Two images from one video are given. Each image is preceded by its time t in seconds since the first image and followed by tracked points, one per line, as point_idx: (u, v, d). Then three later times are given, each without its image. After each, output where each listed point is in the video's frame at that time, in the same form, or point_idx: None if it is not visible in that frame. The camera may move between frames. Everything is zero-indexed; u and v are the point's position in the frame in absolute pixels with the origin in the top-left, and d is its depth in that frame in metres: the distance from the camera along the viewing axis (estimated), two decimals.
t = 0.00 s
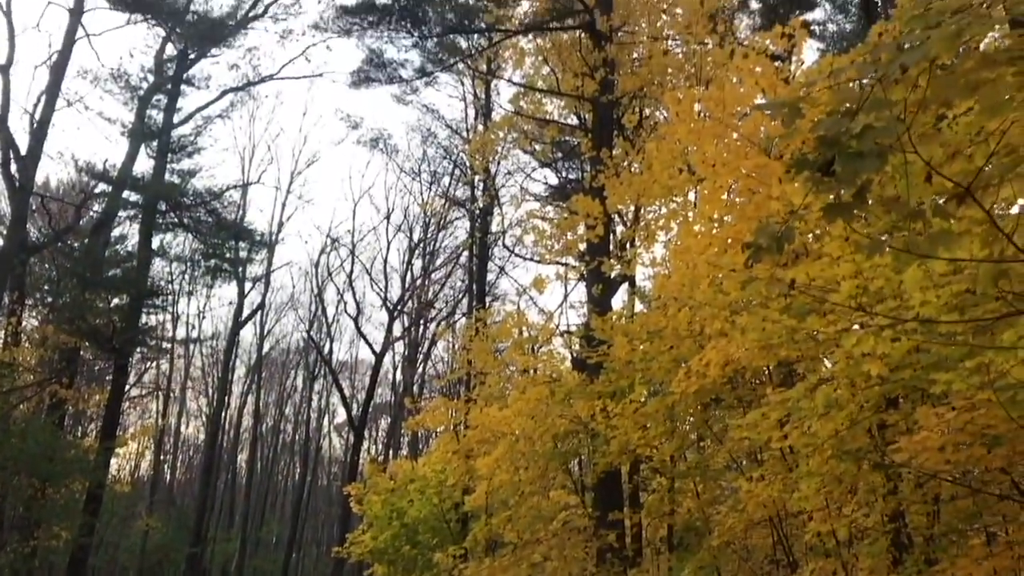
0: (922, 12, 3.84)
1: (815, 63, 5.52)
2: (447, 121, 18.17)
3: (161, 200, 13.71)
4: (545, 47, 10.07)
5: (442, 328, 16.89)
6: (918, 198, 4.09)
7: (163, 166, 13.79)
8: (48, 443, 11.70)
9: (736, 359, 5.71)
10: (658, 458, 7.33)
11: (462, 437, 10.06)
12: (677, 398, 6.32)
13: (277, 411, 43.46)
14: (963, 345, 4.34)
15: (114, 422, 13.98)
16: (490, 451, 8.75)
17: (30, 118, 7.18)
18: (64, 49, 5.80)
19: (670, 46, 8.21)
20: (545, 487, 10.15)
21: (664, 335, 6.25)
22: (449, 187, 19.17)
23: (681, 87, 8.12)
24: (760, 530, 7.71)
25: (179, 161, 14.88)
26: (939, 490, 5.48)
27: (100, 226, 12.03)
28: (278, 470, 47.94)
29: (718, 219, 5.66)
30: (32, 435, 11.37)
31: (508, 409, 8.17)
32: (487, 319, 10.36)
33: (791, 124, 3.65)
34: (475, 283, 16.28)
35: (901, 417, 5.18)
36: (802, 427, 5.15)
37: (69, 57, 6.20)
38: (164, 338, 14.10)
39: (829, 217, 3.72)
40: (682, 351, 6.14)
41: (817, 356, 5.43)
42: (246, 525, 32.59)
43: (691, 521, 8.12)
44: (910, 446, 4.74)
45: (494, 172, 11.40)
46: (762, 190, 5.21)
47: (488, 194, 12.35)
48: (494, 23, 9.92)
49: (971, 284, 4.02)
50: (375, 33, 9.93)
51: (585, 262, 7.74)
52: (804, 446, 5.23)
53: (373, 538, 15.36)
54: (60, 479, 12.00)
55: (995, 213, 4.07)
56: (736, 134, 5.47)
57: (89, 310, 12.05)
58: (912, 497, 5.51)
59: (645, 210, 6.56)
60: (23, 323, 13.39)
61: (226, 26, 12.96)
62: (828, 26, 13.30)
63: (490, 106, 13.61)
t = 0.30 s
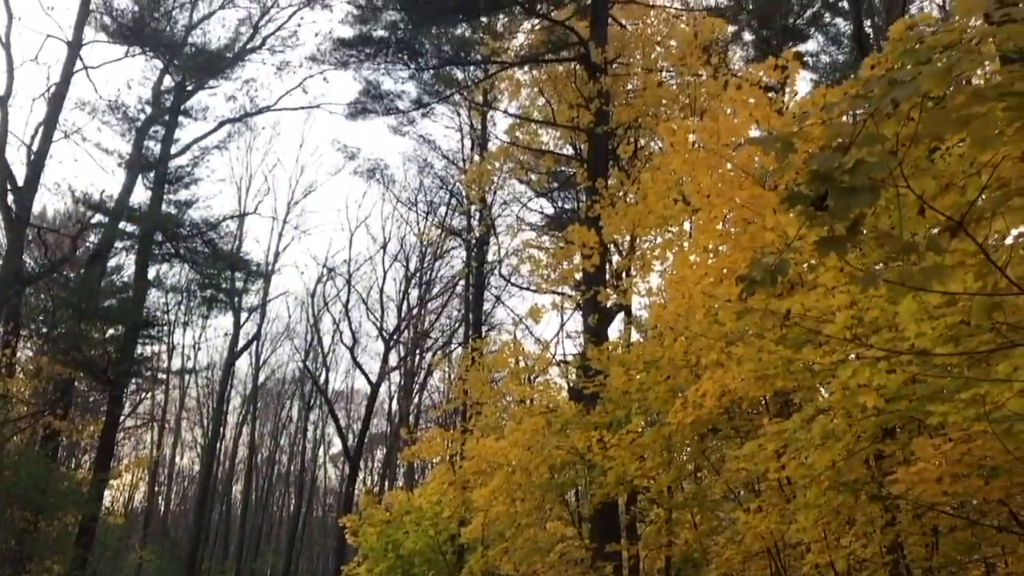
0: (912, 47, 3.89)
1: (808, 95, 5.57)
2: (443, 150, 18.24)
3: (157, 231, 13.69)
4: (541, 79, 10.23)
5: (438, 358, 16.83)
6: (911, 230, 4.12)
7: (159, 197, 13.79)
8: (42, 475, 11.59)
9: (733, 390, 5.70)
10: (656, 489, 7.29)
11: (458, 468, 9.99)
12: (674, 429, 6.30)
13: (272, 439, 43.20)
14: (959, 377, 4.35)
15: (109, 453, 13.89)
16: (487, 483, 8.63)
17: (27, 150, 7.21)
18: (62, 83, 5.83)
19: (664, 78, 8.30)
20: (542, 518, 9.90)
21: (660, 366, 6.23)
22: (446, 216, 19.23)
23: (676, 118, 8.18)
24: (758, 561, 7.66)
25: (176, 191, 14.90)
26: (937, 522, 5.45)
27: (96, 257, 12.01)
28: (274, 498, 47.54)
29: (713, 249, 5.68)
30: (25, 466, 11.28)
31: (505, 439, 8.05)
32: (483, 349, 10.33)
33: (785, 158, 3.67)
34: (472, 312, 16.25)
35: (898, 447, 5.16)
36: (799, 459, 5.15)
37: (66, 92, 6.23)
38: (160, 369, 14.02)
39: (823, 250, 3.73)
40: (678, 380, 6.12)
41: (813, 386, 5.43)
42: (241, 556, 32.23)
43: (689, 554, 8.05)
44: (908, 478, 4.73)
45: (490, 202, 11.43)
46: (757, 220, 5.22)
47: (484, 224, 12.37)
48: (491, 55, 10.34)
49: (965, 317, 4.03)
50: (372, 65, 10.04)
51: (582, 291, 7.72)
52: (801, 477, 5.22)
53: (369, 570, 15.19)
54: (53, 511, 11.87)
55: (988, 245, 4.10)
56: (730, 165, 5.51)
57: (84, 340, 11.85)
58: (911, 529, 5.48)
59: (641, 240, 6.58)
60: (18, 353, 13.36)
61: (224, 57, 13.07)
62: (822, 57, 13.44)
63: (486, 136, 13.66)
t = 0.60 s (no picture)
0: (904, 79, 3.93)
1: (802, 123, 5.61)
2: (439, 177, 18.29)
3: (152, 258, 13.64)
4: (537, 106, 10.32)
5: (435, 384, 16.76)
6: (906, 258, 4.14)
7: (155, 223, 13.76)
8: (34, 503, 11.49)
9: (729, 417, 5.69)
10: (653, 517, 7.25)
11: (454, 496, 9.94)
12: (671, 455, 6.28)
13: (268, 465, 42.93)
14: (955, 405, 4.36)
15: (102, 481, 13.79)
16: (483, 511, 8.59)
17: (24, 175, 7.21)
18: (59, 111, 5.85)
19: (659, 106, 8.37)
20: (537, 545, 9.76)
21: (656, 392, 6.24)
22: (442, 242, 19.25)
23: (671, 145, 8.24)
24: None
25: (172, 218, 14.88)
26: (937, 551, 5.41)
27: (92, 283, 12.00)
28: (268, 524, 47.17)
29: (709, 276, 5.69)
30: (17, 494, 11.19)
31: (502, 467, 8.03)
32: (479, 376, 10.31)
33: (779, 188, 3.69)
34: (468, 339, 16.20)
35: (896, 475, 5.15)
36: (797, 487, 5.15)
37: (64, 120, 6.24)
38: (155, 397, 13.93)
39: (818, 281, 3.75)
40: (675, 407, 6.11)
41: (809, 413, 5.44)
42: None
43: None
44: (905, 506, 4.71)
45: (486, 228, 11.45)
46: (752, 248, 5.24)
47: (480, 250, 12.39)
48: (487, 83, 10.44)
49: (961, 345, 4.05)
50: (369, 93, 9.96)
51: (578, 318, 7.71)
52: (798, 506, 5.20)
53: None
54: (45, 541, 11.74)
55: (982, 274, 4.12)
56: (725, 193, 5.54)
57: (79, 366, 11.88)
58: (911, 559, 5.43)
59: (637, 266, 6.59)
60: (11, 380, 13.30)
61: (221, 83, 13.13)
62: (816, 85, 13.56)
63: (482, 163, 13.70)
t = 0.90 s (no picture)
0: (899, 107, 3.94)
1: (798, 149, 5.63)
2: (437, 200, 18.32)
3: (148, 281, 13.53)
4: (533, 130, 10.37)
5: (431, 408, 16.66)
6: (902, 285, 4.15)
7: (151, 246, 13.69)
8: (25, 527, 11.35)
9: (727, 443, 5.66)
10: (650, 543, 7.19)
11: (449, 522, 9.85)
12: (667, 482, 6.25)
13: (262, 488, 42.60)
14: (953, 432, 4.35)
15: (94, 506, 13.62)
16: (479, 537, 8.50)
17: (20, 198, 7.20)
18: (56, 135, 5.85)
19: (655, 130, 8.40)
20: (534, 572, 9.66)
21: (653, 417, 6.21)
22: (438, 265, 19.25)
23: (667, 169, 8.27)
24: None
25: (167, 242, 14.83)
26: None
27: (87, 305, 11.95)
28: (262, 548, 46.72)
29: (705, 301, 5.69)
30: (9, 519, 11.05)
31: (498, 493, 7.98)
32: (476, 399, 10.26)
33: (776, 215, 3.70)
34: (464, 362, 16.14)
35: (894, 502, 5.12)
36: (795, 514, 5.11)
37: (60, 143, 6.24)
38: (148, 422, 13.80)
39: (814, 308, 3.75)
40: (672, 432, 6.09)
41: (806, 439, 5.42)
42: None
43: None
44: (904, 534, 4.68)
45: (483, 251, 11.47)
46: (748, 273, 5.25)
47: (477, 274, 12.38)
48: (484, 106, 10.49)
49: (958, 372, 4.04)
50: (366, 116, 9.95)
51: (574, 342, 7.67)
52: (796, 533, 5.16)
53: None
54: (36, 566, 11.58)
55: (978, 301, 4.13)
56: (721, 217, 5.56)
57: (72, 390, 11.72)
58: None
59: (633, 291, 6.58)
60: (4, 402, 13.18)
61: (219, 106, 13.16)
62: (811, 111, 13.67)
63: (479, 187, 13.72)
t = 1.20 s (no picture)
0: (893, 134, 3.98)
1: (793, 173, 5.67)
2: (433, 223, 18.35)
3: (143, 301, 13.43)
4: (530, 153, 10.43)
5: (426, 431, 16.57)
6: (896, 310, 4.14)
7: (146, 267, 13.62)
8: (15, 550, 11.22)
9: (722, 467, 5.64)
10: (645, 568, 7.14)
11: (444, 546, 9.77)
12: (663, 506, 6.22)
13: (256, 509, 42.28)
14: (949, 458, 4.34)
15: (85, 529, 13.48)
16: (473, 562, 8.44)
17: (16, 219, 7.20)
18: (52, 157, 5.85)
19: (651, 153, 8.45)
20: None
21: (649, 440, 6.19)
22: (434, 287, 19.29)
23: (663, 192, 8.30)
24: None
25: (163, 262, 14.77)
26: None
27: (81, 325, 11.91)
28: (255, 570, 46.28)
29: (701, 324, 5.70)
30: None
31: (492, 516, 7.93)
32: (471, 422, 10.22)
33: (771, 240, 3.71)
34: (460, 385, 16.08)
35: (891, 527, 5.10)
36: (790, 540, 5.09)
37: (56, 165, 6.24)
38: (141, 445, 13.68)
39: (810, 335, 3.73)
40: (667, 456, 6.06)
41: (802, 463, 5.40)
42: None
43: None
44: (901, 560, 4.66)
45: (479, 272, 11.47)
46: (744, 296, 5.26)
47: (473, 295, 12.37)
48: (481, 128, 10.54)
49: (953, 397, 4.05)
50: (363, 139, 9.98)
51: (569, 364, 7.67)
52: (792, 559, 5.13)
53: None
54: None
55: (973, 328, 4.14)
56: (717, 241, 5.58)
57: (66, 411, 11.63)
58: None
59: (629, 314, 6.59)
60: None
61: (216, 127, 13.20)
62: (806, 135, 13.78)
63: (475, 209, 13.75)
